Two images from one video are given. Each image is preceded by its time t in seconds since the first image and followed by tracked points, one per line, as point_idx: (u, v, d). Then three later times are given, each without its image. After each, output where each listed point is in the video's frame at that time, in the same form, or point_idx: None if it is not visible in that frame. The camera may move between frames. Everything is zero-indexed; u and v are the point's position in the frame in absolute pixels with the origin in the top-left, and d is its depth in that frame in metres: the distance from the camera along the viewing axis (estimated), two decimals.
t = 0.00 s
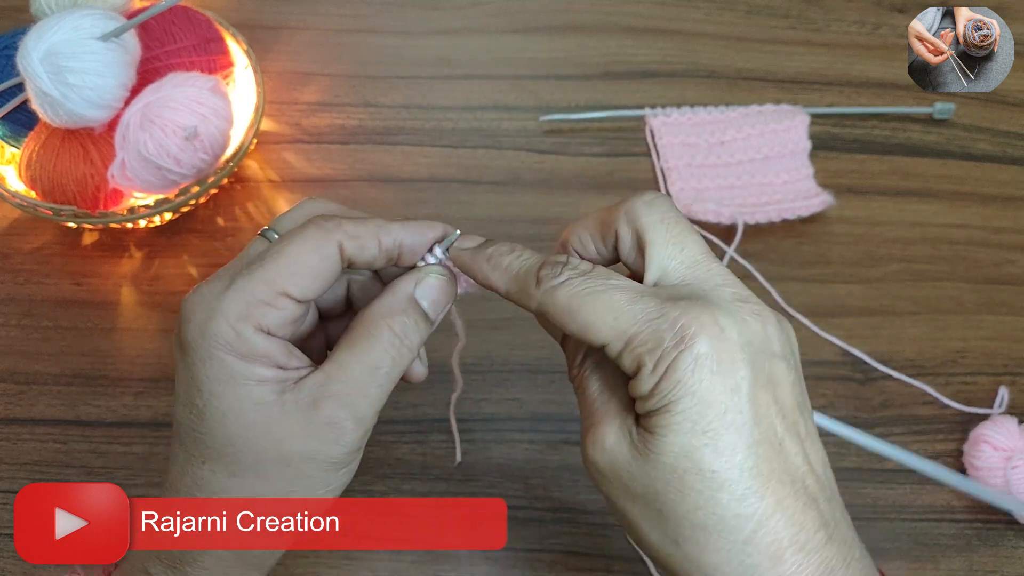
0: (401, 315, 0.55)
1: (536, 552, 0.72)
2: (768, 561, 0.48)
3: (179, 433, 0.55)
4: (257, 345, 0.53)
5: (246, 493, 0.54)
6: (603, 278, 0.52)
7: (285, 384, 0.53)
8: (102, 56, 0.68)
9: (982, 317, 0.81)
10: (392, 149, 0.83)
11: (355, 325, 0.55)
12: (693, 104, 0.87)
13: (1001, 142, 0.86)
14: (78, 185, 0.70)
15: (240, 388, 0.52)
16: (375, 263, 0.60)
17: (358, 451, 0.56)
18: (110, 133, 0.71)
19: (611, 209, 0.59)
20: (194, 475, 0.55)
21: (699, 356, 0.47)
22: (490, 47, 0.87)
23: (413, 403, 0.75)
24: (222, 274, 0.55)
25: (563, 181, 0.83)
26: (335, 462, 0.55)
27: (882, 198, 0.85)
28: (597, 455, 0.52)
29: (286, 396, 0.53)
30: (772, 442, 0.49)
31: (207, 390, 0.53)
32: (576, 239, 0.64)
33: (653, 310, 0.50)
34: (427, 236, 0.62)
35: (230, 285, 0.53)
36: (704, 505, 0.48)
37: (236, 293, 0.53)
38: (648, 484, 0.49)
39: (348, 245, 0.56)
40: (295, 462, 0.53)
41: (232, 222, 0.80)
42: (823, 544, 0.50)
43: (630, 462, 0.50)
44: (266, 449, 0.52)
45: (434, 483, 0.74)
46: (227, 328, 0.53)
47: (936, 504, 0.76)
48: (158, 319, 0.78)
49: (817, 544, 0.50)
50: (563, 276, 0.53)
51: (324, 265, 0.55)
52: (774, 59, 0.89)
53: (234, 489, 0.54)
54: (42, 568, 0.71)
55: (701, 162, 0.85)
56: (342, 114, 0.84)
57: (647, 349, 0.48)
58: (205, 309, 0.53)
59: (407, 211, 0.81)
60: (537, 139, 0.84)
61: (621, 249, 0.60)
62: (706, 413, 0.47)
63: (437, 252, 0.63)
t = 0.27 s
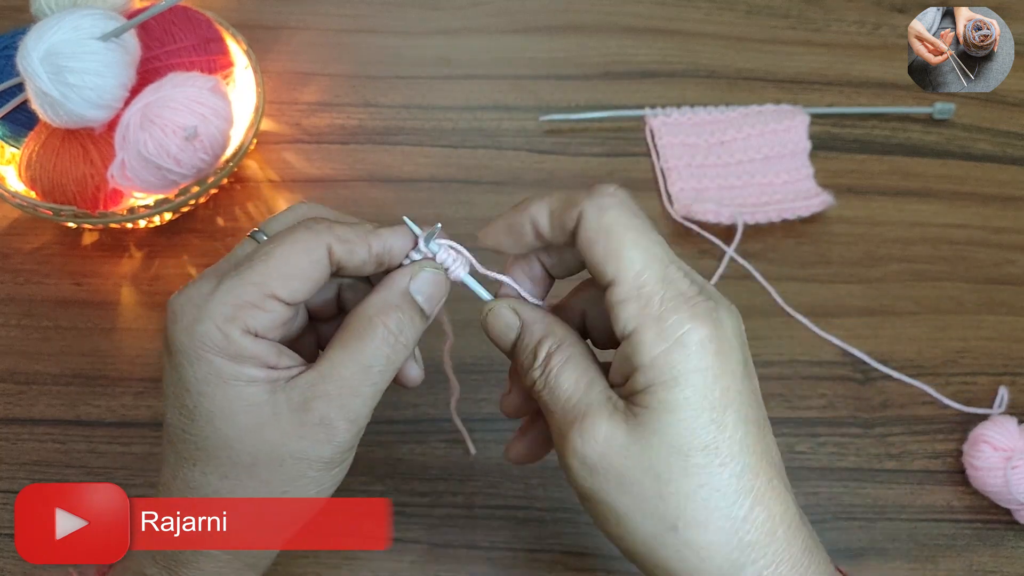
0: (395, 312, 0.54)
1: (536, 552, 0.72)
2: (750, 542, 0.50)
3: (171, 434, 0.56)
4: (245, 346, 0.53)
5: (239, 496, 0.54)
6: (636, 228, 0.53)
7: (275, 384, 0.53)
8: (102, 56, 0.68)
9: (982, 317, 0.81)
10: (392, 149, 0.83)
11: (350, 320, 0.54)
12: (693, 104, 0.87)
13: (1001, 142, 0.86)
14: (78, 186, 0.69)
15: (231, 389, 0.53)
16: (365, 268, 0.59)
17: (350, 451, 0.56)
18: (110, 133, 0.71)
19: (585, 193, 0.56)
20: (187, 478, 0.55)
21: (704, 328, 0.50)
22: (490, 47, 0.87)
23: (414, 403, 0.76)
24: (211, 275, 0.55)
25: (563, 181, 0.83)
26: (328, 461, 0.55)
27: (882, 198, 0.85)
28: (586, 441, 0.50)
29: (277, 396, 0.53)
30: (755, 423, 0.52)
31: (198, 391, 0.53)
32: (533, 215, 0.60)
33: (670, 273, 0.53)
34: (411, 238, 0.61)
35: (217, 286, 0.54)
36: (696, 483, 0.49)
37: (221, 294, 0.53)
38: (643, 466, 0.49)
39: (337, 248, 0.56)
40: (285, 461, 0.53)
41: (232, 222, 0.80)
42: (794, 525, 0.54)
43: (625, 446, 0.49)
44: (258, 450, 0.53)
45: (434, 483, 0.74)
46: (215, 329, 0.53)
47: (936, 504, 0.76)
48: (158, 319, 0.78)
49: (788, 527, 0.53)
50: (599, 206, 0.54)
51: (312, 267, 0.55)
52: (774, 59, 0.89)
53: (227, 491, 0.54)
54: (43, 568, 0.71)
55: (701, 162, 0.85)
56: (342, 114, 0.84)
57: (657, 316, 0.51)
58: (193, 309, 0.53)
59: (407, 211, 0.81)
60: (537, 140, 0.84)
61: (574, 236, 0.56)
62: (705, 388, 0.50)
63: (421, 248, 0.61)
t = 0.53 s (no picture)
0: (394, 317, 0.55)
1: (535, 552, 0.72)
2: (755, 532, 0.51)
3: (165, 438, 0.55)
4: (245, 354, 0.53)
5: (234, 503, 0.54)
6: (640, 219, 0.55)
7: (274, 392, 0.53)
8: (102, 56, 0.68)
9: (982, 317, 0.81)
10: (391, 149, 0.83)
11: (350, 324, 0.55)
12: (693, 104, 0.87)
13: (1001, 142, 0.86)
14: (78, 186, 0.70)
15: (229, 397, 0.52)
16: (366, 276, 0.60)
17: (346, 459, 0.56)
18: (110, 133, 0.71)
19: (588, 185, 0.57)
20: (181, 483, 0.55)
21: (708, 318, 0.52)
22: (490, 47, 0.87)
23: (413, 403, 0.76)
24: (212, 279, 0.54)
25: (563, 181, 0.83)
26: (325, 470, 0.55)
27: (882, 198, 0.84)
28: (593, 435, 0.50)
29: (275, 404, 0.53)
30: (756, 414, 0.53)
31: (196, 398, 0.53)
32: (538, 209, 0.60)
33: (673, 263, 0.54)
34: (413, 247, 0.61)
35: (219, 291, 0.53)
36: (701, 472, 0.50)
37: (223, 300, 0.53)
38: (651, 456, 0.49)
39: (341, 256, 0.56)
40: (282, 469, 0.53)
41: (232, 222, 0.80)
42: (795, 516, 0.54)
43: (631, 438, 0.49)
44: (256, 458, 0.52)
45: (434, 483, 0.74)
46: (215, 336, 0.52)
47: (936, 504, 0.76)
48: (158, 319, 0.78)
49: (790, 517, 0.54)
50: (602, 197, 0.55)
51: (315, 275, 0.55)
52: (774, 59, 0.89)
53: (221, 500, 0.54)
54: (42, 568, 0.71)
55: (701, 162, 0.85)
56: (342, 114, 0.84)
57: (662, 305, 0.52)
58: (193, 313, 0.53)
59: (407, 211, 0.81)
60: (537, 140, 0.84)
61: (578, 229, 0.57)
62: (709, 377, 0.51)
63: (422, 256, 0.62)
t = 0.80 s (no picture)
0: (381, 325, 0.54)
1: (535, 552, 0.72)
2: (791, 509, 0.49)
3: (159, 446, 0.56)
4: (233, 368, 0.53)
5: (222, 512, 0.54)
6: (604, 230, 0.55)
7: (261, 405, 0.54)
8: (102, 56, 0.68)
9: (982, 317, 0.81)
10: (392, 149, 0.83)
11: (337, 332, 0.54)
12: (693, 104, 0.87)
13: (1001, 142, 0.86)
14: (78, 186, 0.70)
15: (217, 410, 0.53)
16: (362, 281, 0.59)
17: (335, 468, 0.56)
18: (110, 133, 0.71)
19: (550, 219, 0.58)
20: (170, 491, 0.55)
21: (702, 300, 0.51)
22: (490, 47, 0.87)
23: (413, 403, 0.76)
24: (206, 292, 0.54)
25: (563, 181, 0.83)
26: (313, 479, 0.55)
27: (882, 198, 0.84)
28: (594, 434, 0.49)
29: (263, 418, 0.53)
30: (770, 389, 0.51)
31: (186, 410, 0.53)
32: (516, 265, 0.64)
33: (650, 260, 0.54)
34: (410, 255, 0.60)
35: (209, 305, 0.53)
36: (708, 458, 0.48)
37: (212, 314, 0.53)
38: (666, 441, 0.48)
39: (335, 266, 0.55)
40: (269, 478, 0.53)
41: (232, 222, 0.80)
42: (833, 493, 0.51)
43: (639, 427, 0.48)
44: (242, 468, 0.53)
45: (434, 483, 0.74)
46: (205, 350, 0.53)
47: (936, 504, 0.76)
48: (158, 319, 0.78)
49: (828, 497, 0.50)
50: (563, 225, 0.56)
51: (306, 286, 0.54)
52: (775, 59, 0.89)
53: (212, 508, 0.54)
54: (42, 568, 0.71)
55: (701, 162, 0.85)
56: (342, 114, 0.84)
57: (649, 293, 0.51)
58: (185, 327, 0.53)
59: (407, 211, 0.81)
60: (537, 140, 0.84)
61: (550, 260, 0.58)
62: (715, 355, 0.50)
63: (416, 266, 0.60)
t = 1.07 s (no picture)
0: (457, 393, 0.52)
1: (536, 552, 0.72)
2: (789, 382, 0.52)
3: (220, 480, 0.55)
4: (310, 429, 0.52)
5: (273, 551, 0.56)
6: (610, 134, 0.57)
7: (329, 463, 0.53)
8: (102, 56, 0.68)
9: (982, 317, 0.81)
10: (392, 149, 0.83)
11: (414, 396, 0.53)
12: (693, 104, 0.87)
13: (1001, 142, 0.86)
14: (78, 186, 0.70)
15: (288, 465, 0.52)
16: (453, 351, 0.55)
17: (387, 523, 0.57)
18: (110, 133, 0.71)
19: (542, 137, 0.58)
20: (224, 526, 0.56)
21: (709, 181, 0.55)
22: (490, 47, 0.87)
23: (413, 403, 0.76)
24: (298, 340, 0.52)
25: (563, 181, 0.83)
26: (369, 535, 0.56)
27: (882, 198, 0.84)
28: (635, 300, 0.48)
29: (328, 475, 0.53)
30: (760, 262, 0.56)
31: (255, 459, 0.52)
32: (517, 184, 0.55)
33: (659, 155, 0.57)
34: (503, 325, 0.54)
35: (303, 359, 0.51)
36: (690, 329, 0.49)
37: (306, 370, 0.51)
38: (698, 307, 0.49)
39: (430, 337, 0.53)
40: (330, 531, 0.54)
41: (232, 222, 0.80)
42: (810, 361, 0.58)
43: (678, 285, 0.49)
44: (301, 521, 0.53)
45: (434, 483, 0.74)
46: (285, 405, 0.51)
47: (936, 504, 0.76)
48: (158, 320, 0.78)
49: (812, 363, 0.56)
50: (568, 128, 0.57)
51: (393, 354, 0.52)
52: (775, 59, 0.89)
53: (264, 548, 0.56)
54: (41, 569, 0.71)
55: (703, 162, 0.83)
56: (342, 114, 0.84)
57: (674, 177, 0.54)
58: (271, 378, 0.51)
59: (407, 211, 0.81)
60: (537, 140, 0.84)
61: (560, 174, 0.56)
62: (723, 225, 0.53)
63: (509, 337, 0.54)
